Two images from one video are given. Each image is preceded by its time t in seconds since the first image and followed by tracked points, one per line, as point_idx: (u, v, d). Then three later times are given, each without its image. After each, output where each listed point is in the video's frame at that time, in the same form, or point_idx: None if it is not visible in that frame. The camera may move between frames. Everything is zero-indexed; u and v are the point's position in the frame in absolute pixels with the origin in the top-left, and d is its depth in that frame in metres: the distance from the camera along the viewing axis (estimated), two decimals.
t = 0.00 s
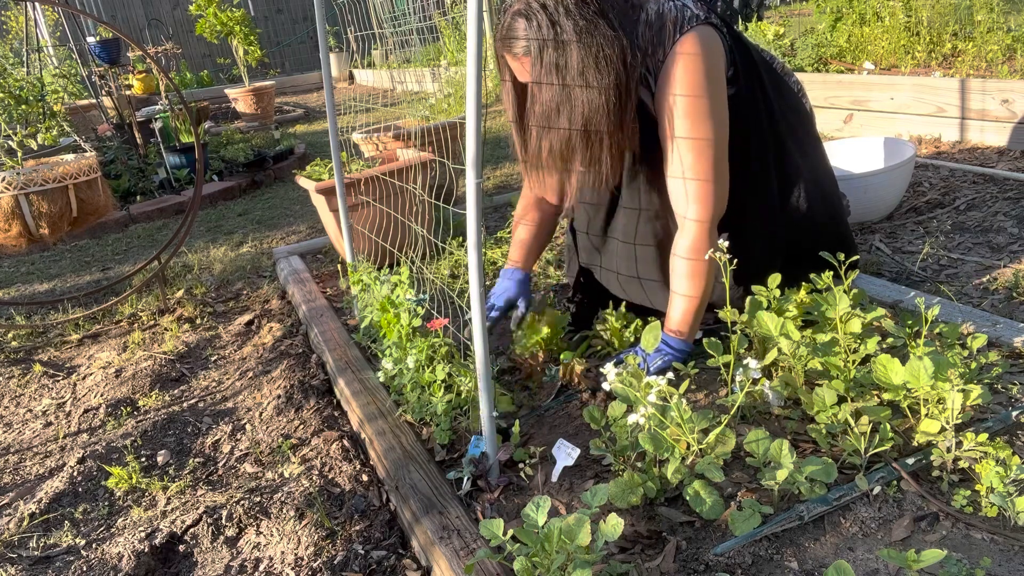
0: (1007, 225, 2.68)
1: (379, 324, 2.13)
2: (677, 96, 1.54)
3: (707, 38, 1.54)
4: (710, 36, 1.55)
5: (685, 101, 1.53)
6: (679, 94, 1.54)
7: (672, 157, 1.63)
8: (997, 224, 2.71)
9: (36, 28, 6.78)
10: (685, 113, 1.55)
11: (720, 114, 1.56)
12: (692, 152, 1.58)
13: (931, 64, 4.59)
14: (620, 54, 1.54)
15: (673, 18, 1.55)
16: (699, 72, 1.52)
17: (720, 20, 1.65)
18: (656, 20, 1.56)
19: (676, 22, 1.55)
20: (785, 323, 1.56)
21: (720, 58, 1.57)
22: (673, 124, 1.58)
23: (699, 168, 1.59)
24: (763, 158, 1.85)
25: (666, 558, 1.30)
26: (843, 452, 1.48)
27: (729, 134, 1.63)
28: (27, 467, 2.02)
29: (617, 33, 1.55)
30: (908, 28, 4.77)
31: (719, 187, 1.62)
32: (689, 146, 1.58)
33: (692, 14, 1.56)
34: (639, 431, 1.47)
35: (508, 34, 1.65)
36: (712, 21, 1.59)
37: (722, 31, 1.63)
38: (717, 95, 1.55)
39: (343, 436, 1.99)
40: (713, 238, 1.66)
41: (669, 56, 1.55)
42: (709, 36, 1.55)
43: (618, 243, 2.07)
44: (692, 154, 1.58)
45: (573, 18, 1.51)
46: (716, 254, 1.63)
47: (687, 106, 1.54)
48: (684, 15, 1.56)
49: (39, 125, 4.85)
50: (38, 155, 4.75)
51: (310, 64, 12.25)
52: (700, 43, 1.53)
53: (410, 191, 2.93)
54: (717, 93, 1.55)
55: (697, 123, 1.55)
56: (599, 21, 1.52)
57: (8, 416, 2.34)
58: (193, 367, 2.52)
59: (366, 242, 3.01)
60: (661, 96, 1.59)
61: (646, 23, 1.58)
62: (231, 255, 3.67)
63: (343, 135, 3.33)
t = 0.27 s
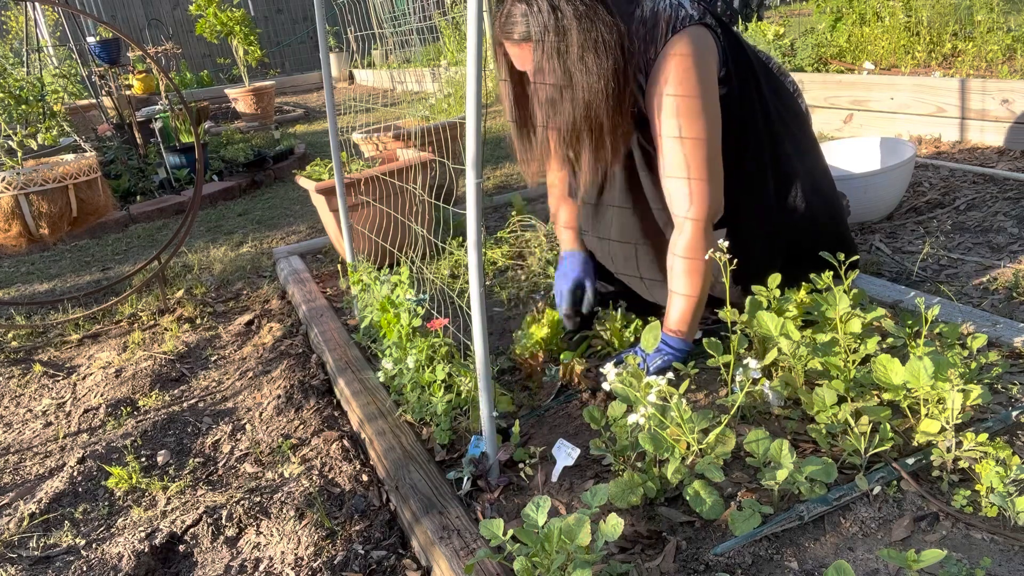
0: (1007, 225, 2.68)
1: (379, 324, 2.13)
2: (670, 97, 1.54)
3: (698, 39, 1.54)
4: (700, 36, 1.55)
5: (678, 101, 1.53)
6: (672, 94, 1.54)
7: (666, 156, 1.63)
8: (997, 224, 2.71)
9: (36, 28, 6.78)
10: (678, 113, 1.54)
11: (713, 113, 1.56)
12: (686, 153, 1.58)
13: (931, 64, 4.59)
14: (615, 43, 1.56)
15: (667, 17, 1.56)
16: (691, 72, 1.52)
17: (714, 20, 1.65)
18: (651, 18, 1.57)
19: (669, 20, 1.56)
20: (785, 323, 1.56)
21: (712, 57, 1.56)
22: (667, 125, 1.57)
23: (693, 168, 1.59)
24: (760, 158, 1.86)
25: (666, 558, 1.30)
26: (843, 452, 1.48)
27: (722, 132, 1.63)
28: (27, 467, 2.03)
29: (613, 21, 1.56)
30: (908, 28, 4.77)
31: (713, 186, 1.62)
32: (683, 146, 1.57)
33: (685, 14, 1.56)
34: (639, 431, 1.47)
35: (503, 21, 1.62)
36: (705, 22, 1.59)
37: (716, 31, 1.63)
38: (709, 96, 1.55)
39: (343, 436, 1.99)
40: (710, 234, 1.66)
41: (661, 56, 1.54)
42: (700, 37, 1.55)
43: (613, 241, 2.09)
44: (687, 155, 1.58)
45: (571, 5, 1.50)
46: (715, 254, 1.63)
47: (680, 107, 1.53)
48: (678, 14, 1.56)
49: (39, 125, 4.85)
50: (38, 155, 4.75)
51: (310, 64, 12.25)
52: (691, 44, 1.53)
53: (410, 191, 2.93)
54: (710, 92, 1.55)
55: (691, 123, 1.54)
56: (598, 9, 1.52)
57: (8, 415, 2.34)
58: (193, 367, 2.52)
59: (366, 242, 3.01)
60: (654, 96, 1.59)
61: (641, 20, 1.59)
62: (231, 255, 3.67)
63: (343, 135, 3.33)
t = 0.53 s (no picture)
0: (1007, 225, 2.68)
1: (379, 324, 2.13)
2: (667, 97, 1.53)
3: (695, 38, 1.54)
4: (697, 36, 1.54)
5: (676, 101, 1.53)
6: (669, 94, 1.53)
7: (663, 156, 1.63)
8: (997, 224, 2.71)
9: (36, 28, 6.78)
10: (676, 113, 1.54)
11: (711, 113, 1.56)
12: (684, 152, 1.57)
13: (931, 64, 4.59)
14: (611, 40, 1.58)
15: (666, 16, 1.54)
16: (688, 72, 1.52)
17: (714, 20, 1.65)
18: (648, 17, 1.55)
19: (668, 20, 1.54)
20: (785, 323, 1.56)
21: (708, 56, 1.56)
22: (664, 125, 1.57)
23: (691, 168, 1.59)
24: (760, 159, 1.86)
25: (666, 558, 1.30)
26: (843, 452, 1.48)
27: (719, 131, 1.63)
28: (27, 467, 2.03)
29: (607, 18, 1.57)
30: (908, 28, 4.76)
31: (711, 185, 1.62)
32: (681, 146, 1.57)
33: (684, 14, 1.55)
34: (639, 431, 1.47)
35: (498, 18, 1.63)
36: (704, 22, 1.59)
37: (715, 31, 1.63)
38: (706, 95, 1.54)
39: (343, 436, 1.99)
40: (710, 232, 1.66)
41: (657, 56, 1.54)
42: (697, 36, 1.54)
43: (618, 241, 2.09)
44: (685, 155, 1.57)
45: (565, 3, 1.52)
46: (716, 255, 1.62)
47: (678, 107, 1.53)
48: (677, 14, 1.54)
49: (39, 125, 4.85)
50: (38, 155, 4.75)
51: (310, 64, 12.25)
52: (688, 44, 1.52)
53: (410, 191, 2.93)
54: (707, 92, 1.55)
55: (688, 123, 1.54)
56: (591, 9, 1.54)
57: (8, 415, 2.34)
58: (193, 367, 2.52)
59: (366, 242, 3.01)
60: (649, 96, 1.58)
61: (640, 19, 1.57)
62: (231, 255, 3.67)
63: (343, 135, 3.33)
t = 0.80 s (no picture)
0: (1007, 225, 2.68)
1: (379, 324, 2.13)
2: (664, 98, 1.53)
3: (693, 38, 1.53)
4: (695, 36, 1.53)
5: (673, 102, 1.52)
6: (666, 95, 1.53)
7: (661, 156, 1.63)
8: (997, 224, 2.71)
9: (37, 28, 6.79)
10: (674, 114, 1.54)
11: (708, 113, 1.56)
12: (682, 152, 1.57)
13: (931, 64, 4.59)
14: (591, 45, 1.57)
15: (665, 16, 1.53)
16: (685, 72, 1.51)
17: (713, 20, 1.65)
18: (648, 17, 1.55)
19: (667, 20, 1.53)
20: (785, 323, 1.56)
21: (706, 56, 1.56)
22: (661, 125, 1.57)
23: (689, 168, 1.59)
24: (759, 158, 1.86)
25: (666, 558, 1.30)
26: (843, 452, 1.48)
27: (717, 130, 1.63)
28: (27, 467, 2.03)
29: (591, 21, 1.56)
30: (908, 28, 4.76)
31: (710, 185, 1.62)
32: (679, 147, 1.57)
33: (683, 14, 1.54)
34: (639, 432, 1.47)
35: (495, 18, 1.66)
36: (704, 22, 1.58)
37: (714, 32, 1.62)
38: (703, 95, 1.54)
39: (343, 436, 1.99)
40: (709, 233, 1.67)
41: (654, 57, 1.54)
42: (695, 36, 1.53)
43: (620, 240, 2.11)
44: (683, 155, 1.57)
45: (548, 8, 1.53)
46: (716, 255, 1.62)
47: (675, 107, 1.53)
48: (677, 14, 1.54)
49: (39, 125, 4.85)
50: (38, 155, 4.75)
51: (310, 64, 12.24)
52: (685, 44, 1.52)
53: (410, 191, 2.93)
54: (705, 92, 1.54)
55: (686, 123, 1.54)
56: (573, 12, 1.53)
57: (8, 415, 2.34)
58: (193, 367, 2.52)
59: (366, 242, 3.01)
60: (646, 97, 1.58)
61: (637, 19, 1.57)
62: (231, 255, 3.67)
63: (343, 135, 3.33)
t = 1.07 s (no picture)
0: (1007, 225, 2.68)
1: (379, 324, 2.13)
2: (662, 97, 1.53)
3: (691, 38, 1.53)
4: (694, 36, 1.53)
5: (671, 102, 1.52)
6: (664, 95, 1.53)
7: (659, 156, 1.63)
8: (997, 224, 2.71)
9: (37, 28, 6.79)
10: (671, 113, 1.54)
11: (706, 112, 1.55)
12: (679, 152, 1.57)
13: (931, 64, 4.60)
14: (593, 39, 1.59)
15: (666, 16, 1.53)
16: (684, 71, 1.51)
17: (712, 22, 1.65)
18: (649, 17, 1.55)
19: (667, 20, 1.53)
20: (785, 323, 1.56)
21: (705, 56, 1.55)
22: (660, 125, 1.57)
23: (687, 167, 1.59)
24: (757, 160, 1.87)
25: (666, 558, 1.30)
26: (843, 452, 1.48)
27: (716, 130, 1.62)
28: (27, 467, 2.02)
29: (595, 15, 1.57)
30: (908, 28, 4.76)
31: (708, 184, 1.62)
32: (677, 146, 1.57)
33: (684, 15, 1.55)
34: (639, 431, 1.47)
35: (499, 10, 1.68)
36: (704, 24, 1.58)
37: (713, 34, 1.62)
38: (701, 95, 1.54)
39: (343, 436, 1.99)
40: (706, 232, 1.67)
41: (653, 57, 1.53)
42: (693, 36, 1.53)
43: (620, 241, 2.10)
44: (681, 155, 1.57)
45: None
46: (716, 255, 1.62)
47: (673, 107, 1.53)
48: (677, 15, 1.54)
49: (39, 125, 4.85)
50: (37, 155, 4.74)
51: (310, 64, 12.24)
52: (684, 44, 1.51)
53: (410, 191, 2.93)
54: (703, 92, 1.54)
55: (684, 123, 1.54)
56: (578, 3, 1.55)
57: (8, 415, 2.34)
58: (193, 367, 2.52)
59: (366, 242, 3.01)
60: (645, 96, 1.57)
61: (638, 17, 1.58)
62: (231, 255, 3.67)
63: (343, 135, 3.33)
